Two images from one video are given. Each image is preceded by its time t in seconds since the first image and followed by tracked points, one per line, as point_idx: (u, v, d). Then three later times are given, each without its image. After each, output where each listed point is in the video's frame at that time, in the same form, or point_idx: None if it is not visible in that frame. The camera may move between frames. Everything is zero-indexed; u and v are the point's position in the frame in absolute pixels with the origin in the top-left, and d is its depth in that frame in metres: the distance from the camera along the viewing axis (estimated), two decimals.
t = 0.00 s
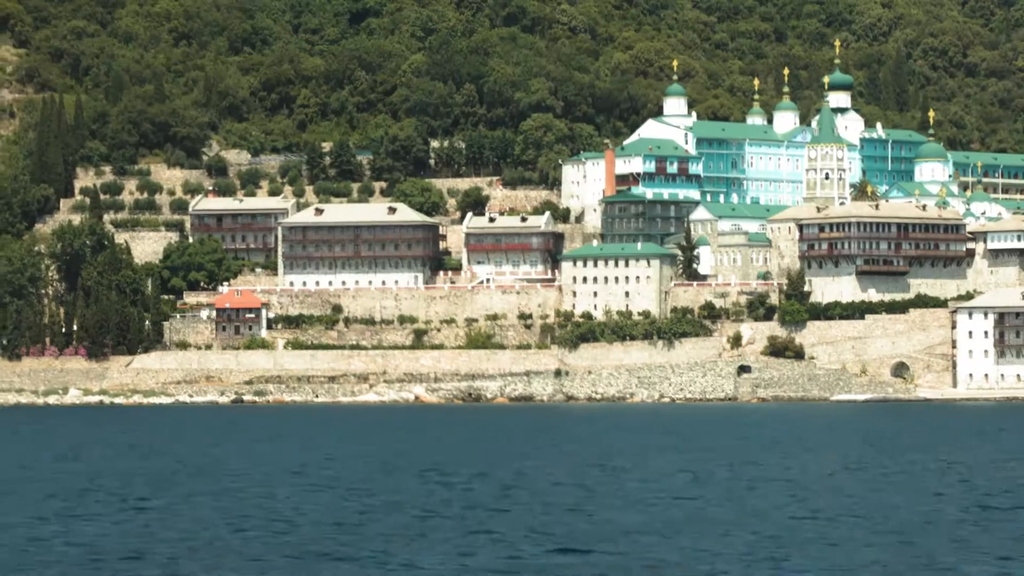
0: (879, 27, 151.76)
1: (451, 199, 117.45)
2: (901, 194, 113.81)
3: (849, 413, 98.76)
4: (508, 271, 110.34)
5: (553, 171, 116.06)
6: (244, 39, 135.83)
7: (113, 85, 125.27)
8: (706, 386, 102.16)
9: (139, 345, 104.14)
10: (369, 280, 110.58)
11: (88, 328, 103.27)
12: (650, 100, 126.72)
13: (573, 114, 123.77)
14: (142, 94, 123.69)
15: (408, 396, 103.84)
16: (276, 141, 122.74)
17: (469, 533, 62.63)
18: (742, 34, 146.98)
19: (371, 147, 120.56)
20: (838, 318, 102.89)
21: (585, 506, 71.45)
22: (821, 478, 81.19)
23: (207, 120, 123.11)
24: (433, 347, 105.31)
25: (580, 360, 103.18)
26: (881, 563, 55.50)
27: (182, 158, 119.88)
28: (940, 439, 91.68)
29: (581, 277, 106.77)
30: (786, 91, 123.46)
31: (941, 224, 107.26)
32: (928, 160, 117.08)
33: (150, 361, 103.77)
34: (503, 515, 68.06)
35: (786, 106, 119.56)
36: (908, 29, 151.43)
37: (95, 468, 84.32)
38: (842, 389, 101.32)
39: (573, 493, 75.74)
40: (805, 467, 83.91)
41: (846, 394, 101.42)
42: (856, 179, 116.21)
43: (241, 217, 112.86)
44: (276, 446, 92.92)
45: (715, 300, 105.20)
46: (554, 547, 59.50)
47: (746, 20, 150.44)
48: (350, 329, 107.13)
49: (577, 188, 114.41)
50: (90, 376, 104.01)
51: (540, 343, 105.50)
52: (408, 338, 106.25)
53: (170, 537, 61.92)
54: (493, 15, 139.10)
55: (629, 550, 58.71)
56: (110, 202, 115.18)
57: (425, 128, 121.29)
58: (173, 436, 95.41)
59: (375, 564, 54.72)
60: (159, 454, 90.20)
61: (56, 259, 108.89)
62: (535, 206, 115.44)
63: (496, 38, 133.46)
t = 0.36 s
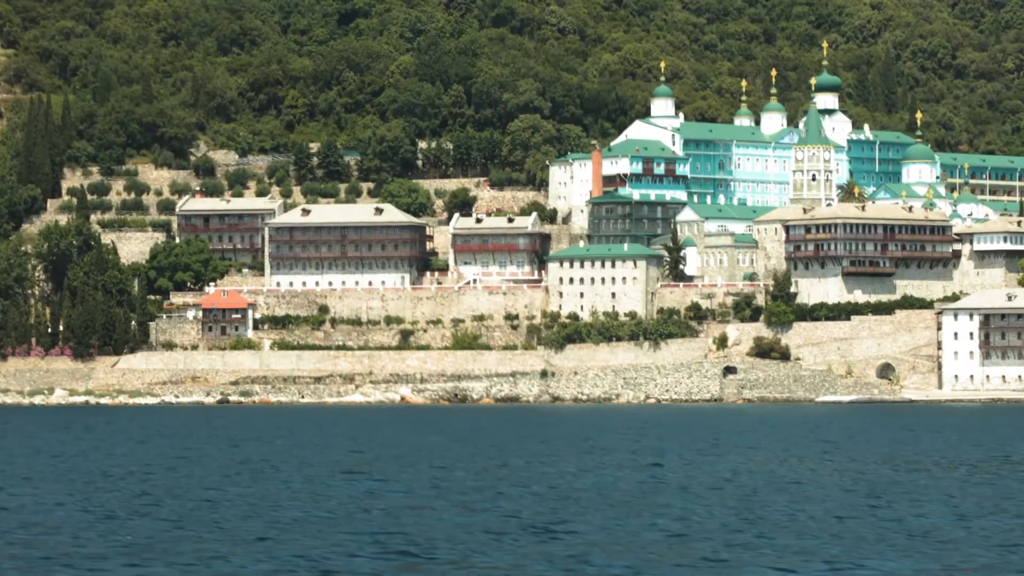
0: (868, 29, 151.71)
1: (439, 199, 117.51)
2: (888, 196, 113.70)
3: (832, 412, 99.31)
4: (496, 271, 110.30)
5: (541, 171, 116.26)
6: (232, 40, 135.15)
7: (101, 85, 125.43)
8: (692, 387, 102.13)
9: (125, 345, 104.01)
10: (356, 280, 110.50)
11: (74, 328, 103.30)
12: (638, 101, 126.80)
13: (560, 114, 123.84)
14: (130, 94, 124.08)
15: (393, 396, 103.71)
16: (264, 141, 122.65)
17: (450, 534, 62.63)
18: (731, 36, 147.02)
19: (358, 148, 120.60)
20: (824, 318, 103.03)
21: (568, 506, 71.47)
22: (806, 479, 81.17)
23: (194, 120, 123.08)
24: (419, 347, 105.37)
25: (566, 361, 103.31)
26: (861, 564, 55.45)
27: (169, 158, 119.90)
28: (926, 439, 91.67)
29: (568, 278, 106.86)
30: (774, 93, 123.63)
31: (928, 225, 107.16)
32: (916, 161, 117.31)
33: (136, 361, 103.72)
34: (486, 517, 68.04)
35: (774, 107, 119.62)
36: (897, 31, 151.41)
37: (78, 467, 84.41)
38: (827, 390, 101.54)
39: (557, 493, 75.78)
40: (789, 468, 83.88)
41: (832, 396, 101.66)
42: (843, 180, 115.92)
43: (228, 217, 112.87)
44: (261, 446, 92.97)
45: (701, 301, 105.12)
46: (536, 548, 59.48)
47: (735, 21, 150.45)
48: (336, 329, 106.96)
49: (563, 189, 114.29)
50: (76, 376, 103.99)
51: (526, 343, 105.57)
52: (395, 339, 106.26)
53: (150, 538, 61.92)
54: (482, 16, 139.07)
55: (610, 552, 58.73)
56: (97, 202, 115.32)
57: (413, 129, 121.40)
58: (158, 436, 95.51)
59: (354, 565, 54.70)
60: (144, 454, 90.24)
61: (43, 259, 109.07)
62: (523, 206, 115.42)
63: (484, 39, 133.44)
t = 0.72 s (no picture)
0: (858, 29, 151.63)
1: (426, 199, 117.57)
2: (876, 196, 113.79)
3: (818, 412, 99.05)
4: (482, 271, 110.32)
5: (528, 171, 116.24)
6: (221, 39, 135.14)
7: (89, 85, 125.53)
8: (678, 386, 102.04)
9: (111, 344, 104.00)
10: (343, 280, 110.52)
11: (60, 327, 103.41)
12: (626, 102, 126.88)
13: (549, 115, 123.66)
14: (118, 94, 124.25)
15: (380, 396, 103.88)
16: (252, 141, 122.63)
17: (432, 534, 62.63)
18: (721, 35, 147.09)
19: (347, 147, 120.62)
20: (810, 318, 103.00)
21: (551, 505, 71.43)
22: (791, 479, 81.10)
23: (183, 120, 123.18)
24: (406, 347, 105.35)
25: (552, 360, 103.37)
26: (842, 556, 55.38)
27: (157, 158, 119.88)
28: (911, 438, 91.64)
29: (555, 277, 106.85)
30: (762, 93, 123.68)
31: (915, 226, 107.28)
32: (903, 162, 117.39)
33: (123, 361, 103.73)
34: (468, 515, 68.02)
35: (762, 108, 119.47)
36: (887, 31, 151.44)
37: (61, 466, 84.46)
38: (813, 390, 101.36)
39: (540, 494, 75.80)
40: (773, 467, 83.89)
41: (818, 395, 101.44)
42: (831, 180, 116.16)
43: (215, 216, 112.86)
44: (246, 445, 93.00)
45: (688, 300, 105.10)
46: (517, 546, 59.41)
47: (725, 21, 150.49)
48: (323, 328, 106.88)
49: (551, 189, 114.34)
50: (62, 375, 104.06)
51: (513, 343, 105.48)
52: (382, 338, 106.17)
53: (131, 539, 61.92)
54: (471, 16, 139.04)
55: (591, 548, 58.70)
56: (85, 202, 115.37)
57: (401, 129, 121.43)
58: (143, 435, 95.57)
59: (334, 563, 54.65)
60: (129, 454, 90.30)
61: (30, 259, 109.02)
62: (510, 206, 115.48)
63: (472, 39, 133.46)
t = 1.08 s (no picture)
0: (847, 27, 151.31)
1: (413, 196, 117.47)
2: (863, 194, 113.75)
3: (803, 411, 98.63)
4: (469, 269, 110.23)
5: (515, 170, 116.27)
6: (209, 37, 135.01)
7: (76, 83, 125.65)
8: (664, 384, 101.78)
9: (97, 342, 104.02)
10: (329, 278, 110.48)
11: (47, 324, 103.13)
12: (614, 100, 126.87)
13: (536, 113, 123.96)
14: (105, 92, 124.25)
15: (366, 394, 103.75)
16: (239, 138, 122.88)
17: (414, 537, 62.68)
18: (710, 34, 147.04)
19: (334, 145, 121.10)
20: (797, 317, 102.74)
21: (532, 508, 71.42)
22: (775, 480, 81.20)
23: (170, 117, 123.16)
24: (392, 345, 105.32)
25: (538, 358, 103.26)
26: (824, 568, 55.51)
27: (144, 155, 119.82)
28: (894, 438, 91.75)
29: (541, 275, 106.86)
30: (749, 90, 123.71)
31: (900, 224, 107.28)
32: (890, 159, 117.29)
33: (109, 359, 103.77)
34: (451, 517, 68.05)
35: (750, 106, 119.68)
36: (877, 29, 151.37)
37: (45, 466, 84.48)
38: (799, 387, 101.01)
39: (523, 493, 75.87)
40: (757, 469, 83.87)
41: (803, 394, 101.14)
42: (818, 179, 116.13)
43: (202, 214, 112.98)
44: (231, 443, 92.95)
45: (674, 299, 105.27)
46: (500, 552, 59.48)
47: (714, 19, 150.46)
48: (310, 326, 106.97)
49: (538, 187, 114.65)
50: (48, 373, 103.91)
51: (499, 341, 105.48)
52: (368, 336, 106.06)
53: (113, 540, 61.89)
54: (460, 14, 138.89)
55: (573, 555, 58.77)
56: (72, 199, 115.23)
57: (388, 127, 121.38)
58: (130, 434, 95.57)
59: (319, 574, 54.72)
60: (114, 451, 90.22)
61: (16, 255, 108.92)
62: (497, 204, 115.49)
63: (460, 37, 133.41)
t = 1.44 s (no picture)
0: (836, 24, 151.50)
1: (400, 193, 117.50)
2: (850, 191, 113.90)
3: (788, 407, 99.01)
4: (456, 266, 110.28)
5: (502, 167, 116.29)
6: (197, 34, 134.88)
7: (63, 80, 125.59)
8: (649, 381, 101.65)
9: (83, 339, 104.11)
10: (316, 275, 110.71)
11: (31, 322, 103.39)
12: (601, 97, 126.88)
13: (523, 109, 123.77)
14: (92, 89, 124.16)
15: (351, 391, 103.90)
16: (226, 136, 123.01)
17: (392, 530, 62.69)
18: (698, 30, 147.15)
19: (321, 142, 120.93)
20: (782, 314, 102.90)
21: (514, 501, 71.41)
22: (757, 474, 81.25)
23: (157, 115, 122.91)
24: (378, 342, 105.07)
25: (524, 355, 103.35)
26: (801, 558, 55.54)
27: (131, 152, 119.71)
28: (879, 433, 91.84)
29: (527, 272, 106.98)
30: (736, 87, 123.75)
31: (886, 221, 107.45)
32: (877, 156, 117.18)
33: (94, 356, 103.66)
34: (432, 512, 68.07)
35: (735, 103, 119.76)
36: (865, 26, 151.48)
37: (29, 463, 84.44)
38: (784, 384, 101.11)
39: (505, 488, 75.92)
40: (740, 464, 83.88)
41: (788, 390, 101.27)
42: (803, 175, 116.42)
43: (188, 212, 112.80)
44: (216, 440, 92.97)
45: (660, 295, 105.21)
46: (478, 542, 59.49)
47: (703, 16, 150.59)
48: (295, 324, 107.08)
49: (525, 184, 114.81)
50: (33, 370, 103.96)
51: (485, 338, 105.48)
52: (354, 333, 106.01)
53: (91, 535, 61.79)
54: (448, 11, 139.00)
55: (551, 549, 58.74)
56: (58, 197, 115.39)
57: (375, 124, 121.50)
58: (115, 431, 95.50)
59: (297, 564, 54.65)
60: (98, 448, 90.20)
61: (2, 253, 108.96)
62: (484, 201, 115.23)
63: (448, 34, 133.54)
